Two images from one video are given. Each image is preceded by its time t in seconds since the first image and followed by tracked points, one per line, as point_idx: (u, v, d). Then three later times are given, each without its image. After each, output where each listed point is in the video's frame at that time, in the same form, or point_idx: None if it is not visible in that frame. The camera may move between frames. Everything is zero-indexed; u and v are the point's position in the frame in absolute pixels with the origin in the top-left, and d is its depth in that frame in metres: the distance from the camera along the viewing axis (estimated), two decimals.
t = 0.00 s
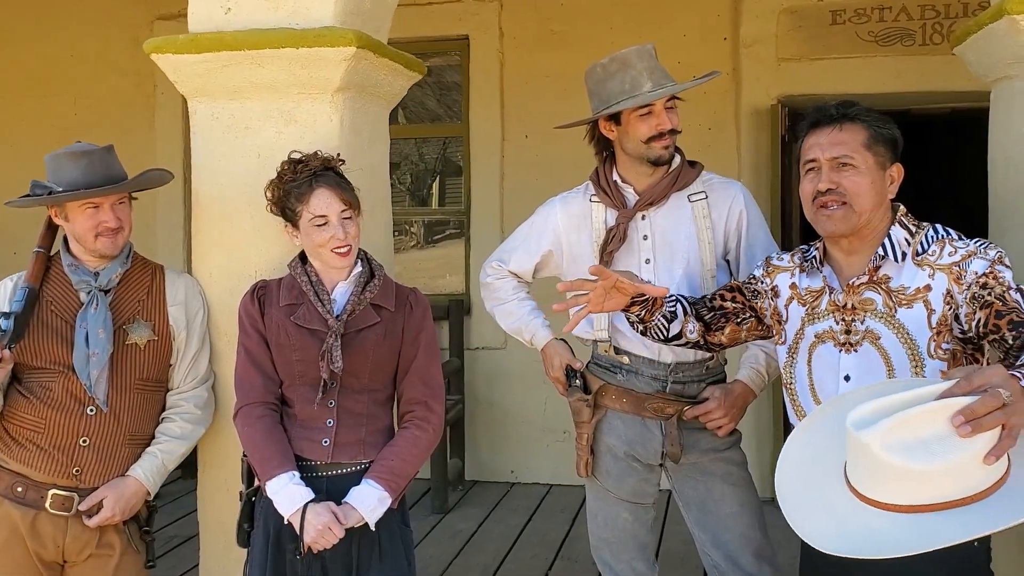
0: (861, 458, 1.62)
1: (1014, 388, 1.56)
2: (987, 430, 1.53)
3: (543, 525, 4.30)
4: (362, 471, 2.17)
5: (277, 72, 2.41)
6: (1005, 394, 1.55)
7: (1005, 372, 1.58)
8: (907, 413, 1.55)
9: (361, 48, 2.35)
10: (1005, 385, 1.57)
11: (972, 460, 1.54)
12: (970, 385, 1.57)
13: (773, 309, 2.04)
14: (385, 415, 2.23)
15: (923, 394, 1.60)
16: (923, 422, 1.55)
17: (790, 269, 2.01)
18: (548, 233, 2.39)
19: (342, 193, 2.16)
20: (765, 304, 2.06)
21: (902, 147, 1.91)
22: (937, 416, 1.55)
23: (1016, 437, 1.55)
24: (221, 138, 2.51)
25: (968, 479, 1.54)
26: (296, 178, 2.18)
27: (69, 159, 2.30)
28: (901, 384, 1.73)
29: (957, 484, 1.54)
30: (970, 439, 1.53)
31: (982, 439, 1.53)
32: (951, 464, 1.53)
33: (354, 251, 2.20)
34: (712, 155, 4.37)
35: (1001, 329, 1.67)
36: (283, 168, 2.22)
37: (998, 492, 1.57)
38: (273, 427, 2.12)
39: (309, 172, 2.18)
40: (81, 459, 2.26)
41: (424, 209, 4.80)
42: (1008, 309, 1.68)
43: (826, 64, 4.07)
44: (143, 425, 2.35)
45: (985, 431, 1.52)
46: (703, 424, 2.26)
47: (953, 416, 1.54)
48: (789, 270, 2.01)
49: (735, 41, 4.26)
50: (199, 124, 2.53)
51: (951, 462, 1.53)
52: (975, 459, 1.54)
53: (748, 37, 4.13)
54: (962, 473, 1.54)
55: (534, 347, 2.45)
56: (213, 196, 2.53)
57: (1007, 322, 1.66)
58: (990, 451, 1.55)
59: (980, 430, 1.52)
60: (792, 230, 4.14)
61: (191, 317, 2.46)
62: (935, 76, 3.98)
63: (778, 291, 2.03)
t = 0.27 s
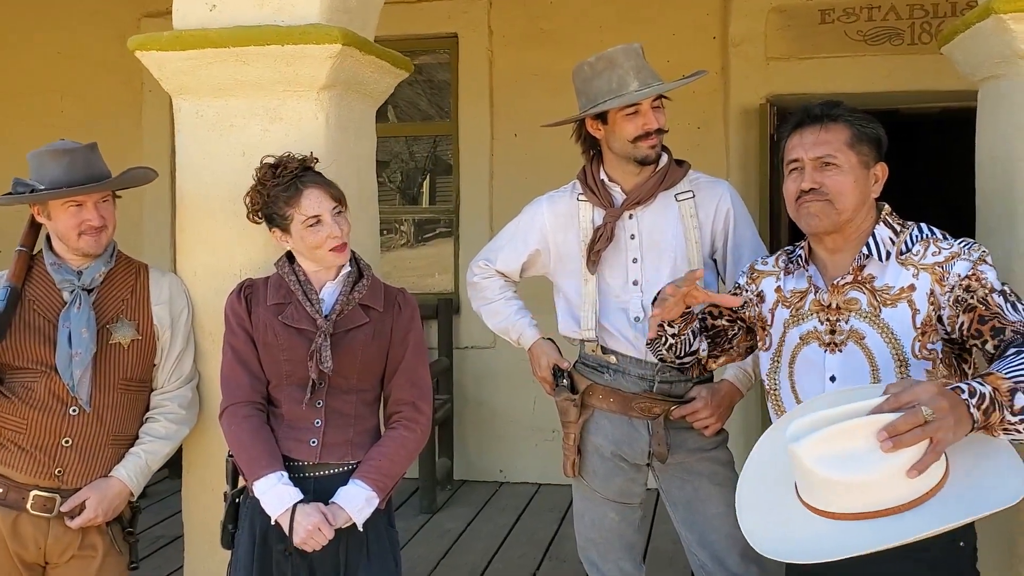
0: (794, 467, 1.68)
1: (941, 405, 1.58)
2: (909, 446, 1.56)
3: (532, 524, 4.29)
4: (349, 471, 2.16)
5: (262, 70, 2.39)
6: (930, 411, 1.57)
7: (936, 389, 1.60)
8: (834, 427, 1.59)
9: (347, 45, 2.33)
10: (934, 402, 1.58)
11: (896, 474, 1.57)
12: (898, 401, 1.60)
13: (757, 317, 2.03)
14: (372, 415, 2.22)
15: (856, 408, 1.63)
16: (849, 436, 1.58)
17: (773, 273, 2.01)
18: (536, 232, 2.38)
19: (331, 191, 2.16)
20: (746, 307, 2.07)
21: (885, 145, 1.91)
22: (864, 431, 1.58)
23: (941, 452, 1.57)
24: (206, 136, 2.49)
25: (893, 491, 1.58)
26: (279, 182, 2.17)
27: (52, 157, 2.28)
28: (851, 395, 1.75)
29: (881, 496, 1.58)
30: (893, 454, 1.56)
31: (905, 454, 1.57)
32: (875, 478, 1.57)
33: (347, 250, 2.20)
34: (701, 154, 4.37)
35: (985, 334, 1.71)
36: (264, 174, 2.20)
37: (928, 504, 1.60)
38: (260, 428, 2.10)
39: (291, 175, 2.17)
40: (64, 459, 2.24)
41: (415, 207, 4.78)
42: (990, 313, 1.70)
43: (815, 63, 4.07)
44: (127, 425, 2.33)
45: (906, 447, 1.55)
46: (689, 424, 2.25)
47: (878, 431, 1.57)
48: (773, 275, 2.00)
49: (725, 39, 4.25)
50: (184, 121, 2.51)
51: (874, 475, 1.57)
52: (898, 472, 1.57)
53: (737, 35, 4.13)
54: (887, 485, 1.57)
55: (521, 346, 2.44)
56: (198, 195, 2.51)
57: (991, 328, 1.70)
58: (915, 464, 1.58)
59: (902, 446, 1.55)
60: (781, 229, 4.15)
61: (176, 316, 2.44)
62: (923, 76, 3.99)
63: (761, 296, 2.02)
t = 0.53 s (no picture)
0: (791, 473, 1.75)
1: (933, 446, 1.60)
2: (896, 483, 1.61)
3: (525, 524, 4.28)
4: (343, 472, 2.15)
5: (253, 69, 2.38)
6: (919, 453, 1.60)
7: (931, 429, 1.61)
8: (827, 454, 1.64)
9: (339, 44, 2.32)
10: (926, 443, 1.61)
11: (880, 505, 1.64)
12: (892, 437, 1.62)
13: (748, 327, 2.04)
14: (365, 415, 2.21)
15: (854, 435, 1.66)
16: (840, 465, 1.64)
17: (763, 281, 2.02)
18: (528, 232, 2.38)
19: (323, 191, 2.15)
20: (739, 317, 2.06)
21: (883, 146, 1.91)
22: (854, 463, 1.63)
23: (926, 491, 1.62)
24: (197, 135, 2.48)
25: (877, 519, 1.66)
26: (271, 182, 2.16)
27: (40, 157, 2.27)
28: (858, 405, 1.75)
29: (863, 521, 1.66)
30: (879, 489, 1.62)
31: (892, 490, 1.62)
32: (858, 505, 1.64)
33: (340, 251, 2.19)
34: (694, 154, 4.37)
35: (996, 355, 1.72)
36: (254, 174, 2.19)
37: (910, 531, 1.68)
38: (253, 428, 2.09)
39: (283, 175, 2.17)
40: (54, 460, 2.22)
41: (407, 206, 4.78)
42: (1003, 335, 1.71)
43: (808, 62, 4.07)
44: (117, 425, 2.31)
45: (893, 485, 1.61)
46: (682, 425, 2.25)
47: (868, 465, 1.62)
48: (764, 282, 2.02)
49: (717, 39, 4.25)
50: (174, 121, 2.50)
51: (857, 504, 1.64)
52: (884, 504, 1.64)
53: (730, 35, 4.13)
54: (871, 513, 1.65)
55: (514, 346, 2.43)
56: (189, 194, 2.50)
57: (1001, 350, 1.71)
58: (900, 499, 1.64)
59: (888, 484, 1.60)
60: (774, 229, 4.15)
61: (166, 316, 2.43)
62: (915, 75, 4.00)
63: (750, 306, 2.03)
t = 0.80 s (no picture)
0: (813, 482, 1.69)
1: (966, 432, 1.61)
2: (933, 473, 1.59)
3: (519, 522, 4.28)
4: (337, 469, 2.15)
5: (247, 65, 2.37)
6: (955, 439, 1.60)
7: (961, 416, 1.62)
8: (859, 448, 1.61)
9: (334, 41, 2.32)
10: (959, 429, 1.61)
11: (917, 498, 1.61)
12: (924, 426, 1.62)
13: (744, 320, 2.05)
14: (360, 413, 2.20)
15: (878, 429, 1.65)
16: (873, 459, 1.61)
17: (762, 275, 2.02)
18: (524, 230, 2.38)
19: (317, 189, 2.15)
20: (734, 312, 2.07)
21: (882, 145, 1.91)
22: (889, 455, 1.60)
23: (962, 479, 1.60)
24: (190, 132, 2.47)
25: (913, 515, 1.62)
26: (266, 180, 2.15)
27: (32, 153, 2.26)
28: (865, 408, 1.75)
29: (901, 518, 1.61)
30: (916, 480, 1.59)
31: (928, 480, 1.60)
32: (896, 500, 1.60)
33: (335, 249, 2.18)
34: (688, 153, 4.38)
35: (993, 348, 1.73)
36: (247, 173, 2.18)
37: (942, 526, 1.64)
38: (248, 425, 2.08)
39: (278, 173, 2.16)
40: (47, 458, 2.21)
41: (400, 204, 4.77)
42: (1001, 327, 1.72)
43: (801, 61, 4.08)
44: (111, 423, 2.30)
45: (931, 474, 1.58)
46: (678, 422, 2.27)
47: (902, 456, 1.60)
48: (762, 276, 2.02)
49: (712, 37, 4.26)
50: (168, 117, 2.49)
51: (896, 499, 1.60)
52: (920, 497, 1.61)
53: (724, 33, 4.13)
54: (908, 509, 1.61)
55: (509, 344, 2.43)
56: (182, 191, 2.49)
57: (999, 342, 1.72)
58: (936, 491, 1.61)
59: (926, 473, 1.58)
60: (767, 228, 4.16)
61: (160, 313, 2.42)
62: (908, 75, 4.01)
63: (747, 300, 2.04)
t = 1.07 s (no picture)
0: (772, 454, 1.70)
1: (919, 409, 1.59)
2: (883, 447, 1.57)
3: (514, 520, 4.28)
4: (333, 467, 2.14)
5: (244, 62, 2.36)
6: (906, 414, 1.58)
7: (916, 393, 1.60)
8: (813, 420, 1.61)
9: (330, 38, 2.31)
10: (912, 405, 1.59)
11: (867, 472, 1.59)
12: (878, 401, 1.60)
13: (743, 315, 2.05)
14: (356, 411, 2.20)
15: (836, 404, 1.64)
16: (824, 432, 1.60)
17: (759, 271, 2.02)
18: (521, 227, 2.37)
19: (312, 186, 2.14)
20: (736, 305, 2.06)
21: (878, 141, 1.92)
22: (840, 428, 1.59)
23: (913, 455, 1.59)
24: (186, 128, 2.46)
25: (864, 488, 1.61)
26: (261, 178, 2.14)
27: (27, 149, 2.25)
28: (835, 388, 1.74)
29: (851, 491, 1.60)
30: (866, 453, 1.58)
31: (878, 454, 1.58)
32: (848, 474, 1.59)
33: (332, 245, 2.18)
34: (684, 151, 4.38)
35: (976, 342, 1.70)
36: (243, 170, 2.17)
37: (896, 503, 1.63)
38: (244, 423, 2.08)
39: (273, 170, 2.15)
40: (43, 456, 2.20)
41: (394, 202, 4.76)
42: (985, 322, 1.70)
43: (797, 60, 4.08)
44: (106, 421, 2.30)
45: (880, 448, 1.57)
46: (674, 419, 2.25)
47: (852, 429, 1.59)
48: (759, 272, 2.02)
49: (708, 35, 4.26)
50: (164, 114, 2.48)
51: (846, 472, 1.59)
52: (870, 471, 1.59)
53: (720, 32, 4.13)
54: (858, 482, 1.60)
55: (506, 342, 2.43)
56: (178, 188, 2.48)
57: (983, 337, 1.69)
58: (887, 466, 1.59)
59: (874, 446, 1.57)
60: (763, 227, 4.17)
61: (156, 310, 2.41)
62: (903, 74, 4.01)
63: (746, 294, 2.04)
